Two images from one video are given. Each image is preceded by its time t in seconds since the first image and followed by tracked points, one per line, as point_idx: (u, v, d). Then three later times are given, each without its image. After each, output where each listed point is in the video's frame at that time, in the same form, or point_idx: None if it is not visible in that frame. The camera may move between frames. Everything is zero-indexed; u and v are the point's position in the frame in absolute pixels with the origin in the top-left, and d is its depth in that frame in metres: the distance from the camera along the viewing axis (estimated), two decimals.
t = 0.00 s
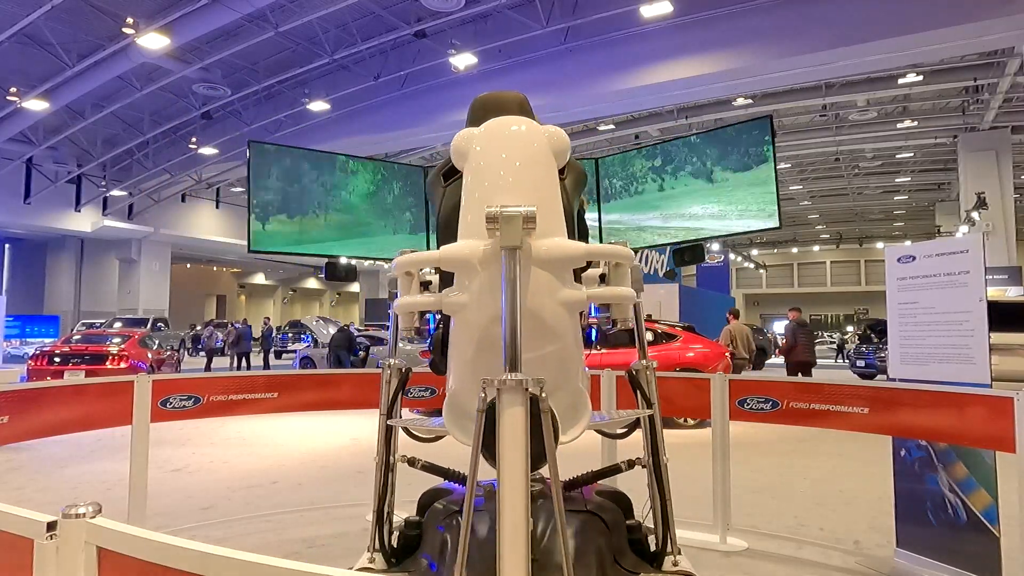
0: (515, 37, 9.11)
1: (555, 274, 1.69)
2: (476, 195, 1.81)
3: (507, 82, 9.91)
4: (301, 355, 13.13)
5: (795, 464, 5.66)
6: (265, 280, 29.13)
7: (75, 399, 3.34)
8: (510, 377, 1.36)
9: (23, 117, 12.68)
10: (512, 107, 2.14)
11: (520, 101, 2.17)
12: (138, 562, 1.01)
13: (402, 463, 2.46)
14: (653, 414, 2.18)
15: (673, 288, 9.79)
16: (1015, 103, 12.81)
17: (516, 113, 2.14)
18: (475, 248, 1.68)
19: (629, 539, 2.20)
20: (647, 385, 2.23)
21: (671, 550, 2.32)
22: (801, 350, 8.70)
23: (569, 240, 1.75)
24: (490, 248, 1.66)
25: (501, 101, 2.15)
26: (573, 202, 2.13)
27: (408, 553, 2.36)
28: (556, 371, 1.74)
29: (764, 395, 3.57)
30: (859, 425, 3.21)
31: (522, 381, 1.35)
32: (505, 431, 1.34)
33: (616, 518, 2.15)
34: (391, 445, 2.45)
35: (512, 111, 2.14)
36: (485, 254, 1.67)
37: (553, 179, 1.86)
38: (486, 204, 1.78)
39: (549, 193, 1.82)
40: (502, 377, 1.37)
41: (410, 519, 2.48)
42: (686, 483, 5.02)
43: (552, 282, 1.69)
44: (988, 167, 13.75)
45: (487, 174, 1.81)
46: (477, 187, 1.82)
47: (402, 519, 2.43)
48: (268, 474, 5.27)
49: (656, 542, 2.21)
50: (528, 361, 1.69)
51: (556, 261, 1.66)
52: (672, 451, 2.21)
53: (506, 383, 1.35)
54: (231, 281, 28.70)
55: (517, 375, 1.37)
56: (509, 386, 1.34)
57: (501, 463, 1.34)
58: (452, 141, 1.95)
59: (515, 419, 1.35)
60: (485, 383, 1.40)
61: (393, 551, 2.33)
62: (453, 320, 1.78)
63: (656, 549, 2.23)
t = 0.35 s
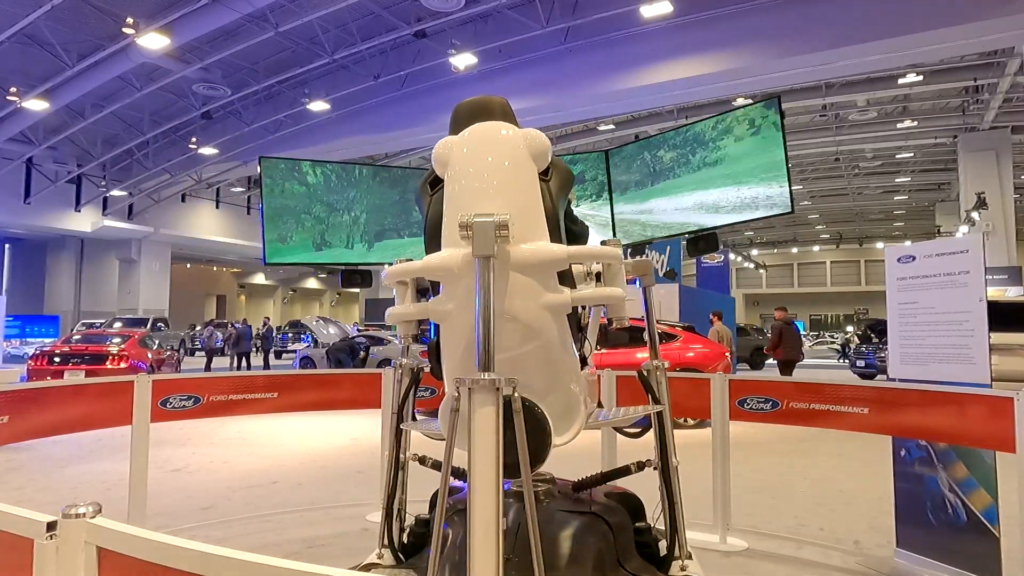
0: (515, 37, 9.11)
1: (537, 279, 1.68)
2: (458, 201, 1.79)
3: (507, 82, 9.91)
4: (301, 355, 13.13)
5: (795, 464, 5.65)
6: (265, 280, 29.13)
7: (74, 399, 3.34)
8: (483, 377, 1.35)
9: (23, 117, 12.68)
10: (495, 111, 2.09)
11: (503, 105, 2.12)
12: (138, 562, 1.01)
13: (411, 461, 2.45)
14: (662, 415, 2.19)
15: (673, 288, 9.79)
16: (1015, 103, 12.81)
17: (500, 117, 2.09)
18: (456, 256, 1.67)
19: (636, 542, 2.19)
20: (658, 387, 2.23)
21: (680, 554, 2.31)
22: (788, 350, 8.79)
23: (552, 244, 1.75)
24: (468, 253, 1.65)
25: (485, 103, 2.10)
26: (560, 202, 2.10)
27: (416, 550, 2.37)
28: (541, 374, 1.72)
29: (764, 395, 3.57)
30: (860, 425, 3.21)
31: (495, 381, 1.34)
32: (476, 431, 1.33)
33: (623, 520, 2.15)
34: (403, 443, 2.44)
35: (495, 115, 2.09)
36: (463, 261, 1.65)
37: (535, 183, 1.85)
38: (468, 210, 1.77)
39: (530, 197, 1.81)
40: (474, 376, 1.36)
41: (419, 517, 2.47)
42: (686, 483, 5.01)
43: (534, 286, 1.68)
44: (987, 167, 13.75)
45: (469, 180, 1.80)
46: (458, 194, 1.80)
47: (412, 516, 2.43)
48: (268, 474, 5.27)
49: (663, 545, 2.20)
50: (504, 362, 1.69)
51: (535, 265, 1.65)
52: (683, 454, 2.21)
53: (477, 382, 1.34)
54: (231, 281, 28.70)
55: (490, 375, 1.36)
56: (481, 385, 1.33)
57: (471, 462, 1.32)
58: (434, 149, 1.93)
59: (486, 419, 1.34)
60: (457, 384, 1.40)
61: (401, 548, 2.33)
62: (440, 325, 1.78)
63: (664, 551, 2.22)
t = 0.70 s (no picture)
0: (515, 37, 9.11)
1: (539, 291, 1.68)
2: (462, 209, 1.80)
3: (507, 82, 9.91)
4: (301, 355, 13.15)
5: (795, 464, 5.65)
6: (265, 280, 29.11)
7: (75, 398, 3.35)
8: (489, 377, 1.35)
9: (23, 117, 12.68)
10: (504, 119, 2.09)
11: (512, 113, 2.12)
12: (139, 562, 1.01)
13: (411, 462, 2.44)
14: (662, 415, 2.19)
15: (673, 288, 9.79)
16: (1015, 103, 12.82)
17: (509, 126, 2.10)
18: (461, 266, 1.67)
19: (636, 541, 2.20)
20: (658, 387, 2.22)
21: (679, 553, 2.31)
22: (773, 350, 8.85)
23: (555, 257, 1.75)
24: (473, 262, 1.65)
25: (493, 110, 2.10)
26: (567, 214, 2.09)
27: (415, 550, 2.36)
28: (542, 381, 1.72)
29: (764, 395, 3.56)
30: (860, 425, 3.21)
31: (500, 381, 1.34)
32: (481, 431, 1.33)
33: (622, 520, 2.15)
34: (402, 443, 2.44)
35: (505, 124, 2.10)
36: (471, 271, 1.66)
37: (541, 195, 1.85)
38: (472, 219, 1.77)
39: (536, 208, 1.81)
40: (479, 376, 1.36)
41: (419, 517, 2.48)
42: (686, 483, 5.01)
43: (537, 297, 1.69)
44: (987, 167, 13.75)
45: (474, 188, 1.80)
46: (464, 202, 1.80)
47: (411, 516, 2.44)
48: (268, 474, 5.28)
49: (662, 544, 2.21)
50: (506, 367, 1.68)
51: (540, 277, 1.65)
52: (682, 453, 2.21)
53: (483, 382, 1.34)
54: (231, 281, 28.69)
55: (496, 375, 1.36)
56: (486, 385, 1.33)
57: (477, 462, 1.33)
58: (442, 156, 1.93)
59: (492, 419, 1.34)
60: (462, 385, 1.40)
61: (401, 548, 2.34)
62: (442, 332, 1.78)
63: (663, 550, 2.22)
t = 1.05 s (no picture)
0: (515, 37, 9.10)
1: (545, 297, 1.68)
2: (470, 212, 1.80)
3: (507, 82, 9.91)
4: (301, 355, 13.15)
5: (794, 464, 5.65)
6: (265, 280, 29.11)
7: (74, 399, 3.35)
8: (500, 378, 1.34)
9: (23, 117, 12.68)
10: (517, 122, 2.12)
11: (525, 116, 2.14)
12: (139, 561, 1.01)
13: (405, 463, 2.45)
14: (658, 414, 2.20)
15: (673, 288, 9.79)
16: (1015, 103, 12.81)
17: (522, 129, 2.12)
18: (469, 268, 1.67)
19: (633, 540, 2.20)
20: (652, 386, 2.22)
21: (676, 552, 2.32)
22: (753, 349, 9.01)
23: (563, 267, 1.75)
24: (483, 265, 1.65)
25: (508, 116, 2.11)
26: (575, 220, 2.10)
27: (410, 551, 2.35)
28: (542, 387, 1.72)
29: (764, 395, 3.56)
30: (860, 425, 3.21)
31: (512, 381, 1.34)
32: (493, 433, 1.32)
33: (620, 518, 2.15)
34: (396, 444, 2.44)
35: (517, 127, 2.12)
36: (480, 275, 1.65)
37: (552, 200, 1.86)
38: (480, 222, 1.77)
39: (547, 214, 1.82)
40: (491, 377, 1.35)
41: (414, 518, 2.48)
42: (685, 483, 5.01)
43: (544, 304, 1.69)
44: (987, 167, 13.75)
45: (484, 190, 1.80)
46: (474, 205, 1.80)
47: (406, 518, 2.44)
48: (268, 474, 5.27)
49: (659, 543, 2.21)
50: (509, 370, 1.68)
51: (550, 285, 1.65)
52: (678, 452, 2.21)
53: (494, 383, 1.33)
54: (231, 281, 28.67)
55: (507, 376, 1.36)
56: (498, 385, 1.32)
57: (490, 462, 1.32)
58: (453, 158, 1.92)
59: (503, 420, 1.33)
60: (473, 385, 1.39)
61: (397, 550, 2.35)
62: (444, 334, 1.77)
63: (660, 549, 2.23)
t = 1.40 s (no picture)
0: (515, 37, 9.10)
1: (530, 289, 1.67)
2: (452, 206, 1.80)
3: (507, 82, 9.91)
4: (301, 355, 13.16)
5: (794, 464, 5.65)
6: (265, 280, 29.11)
7: (75, 399, 3.34)
8: (478, 378, 1.34)
9: (23, 117, 12.68)
10: (502, 115, 2.08)
11: (511, 109, 2.10)
12: (139, 562, 1.01)
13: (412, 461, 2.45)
14: (664, 415, 2.19)
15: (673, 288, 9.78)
16: (1015, 103, 12.81)
17: (507, 123, 2.08)
18: (452, 261, 1.68)
19: (639, 543, 2.20)
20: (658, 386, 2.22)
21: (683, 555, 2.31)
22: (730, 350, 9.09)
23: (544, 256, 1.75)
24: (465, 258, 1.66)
25: (493, 111, 2.08)
26: (562, 212, 2.08)
27: (418, 549, 2.37)
28: (531, 381, 1.71)
29: (764, 395, 3.57)
30: (860, 425, 3.21)
31: (490, 381, 1.34)
32: (471, 433, 1.33)
33: (622, 520, 2.15)
34: (403, 443, 2.44)
35: (502, 120, 2.08)
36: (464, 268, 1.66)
37: (533, 192, 1.85)
38: (465, 217, 1.77)
39: (527, 207, 1.81)
40: (469, 377, 1.36)
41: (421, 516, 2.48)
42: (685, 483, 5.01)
43: (529, 296, 1.67)
44: (987, 167, 13.75)
45: (465, 184, 1.80)
46: (455, 199, 1.80)
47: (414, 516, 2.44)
48: (268, 474, 5.27)
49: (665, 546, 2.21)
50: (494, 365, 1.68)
51: (530, 276, 1.65)
52: (685, 454, 2.20)
53: (472, 383, 1.34)
54: (231, 281, 28.69)
55: (485, 375, 1.36)
56: (476, 385, 1.33)
57: (467, 460, 1.32)
58: (436, 154, 1.93)
59: (481, 420, 1.34)
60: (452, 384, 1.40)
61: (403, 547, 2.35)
62: (433, 329, 1.78)
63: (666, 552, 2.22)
